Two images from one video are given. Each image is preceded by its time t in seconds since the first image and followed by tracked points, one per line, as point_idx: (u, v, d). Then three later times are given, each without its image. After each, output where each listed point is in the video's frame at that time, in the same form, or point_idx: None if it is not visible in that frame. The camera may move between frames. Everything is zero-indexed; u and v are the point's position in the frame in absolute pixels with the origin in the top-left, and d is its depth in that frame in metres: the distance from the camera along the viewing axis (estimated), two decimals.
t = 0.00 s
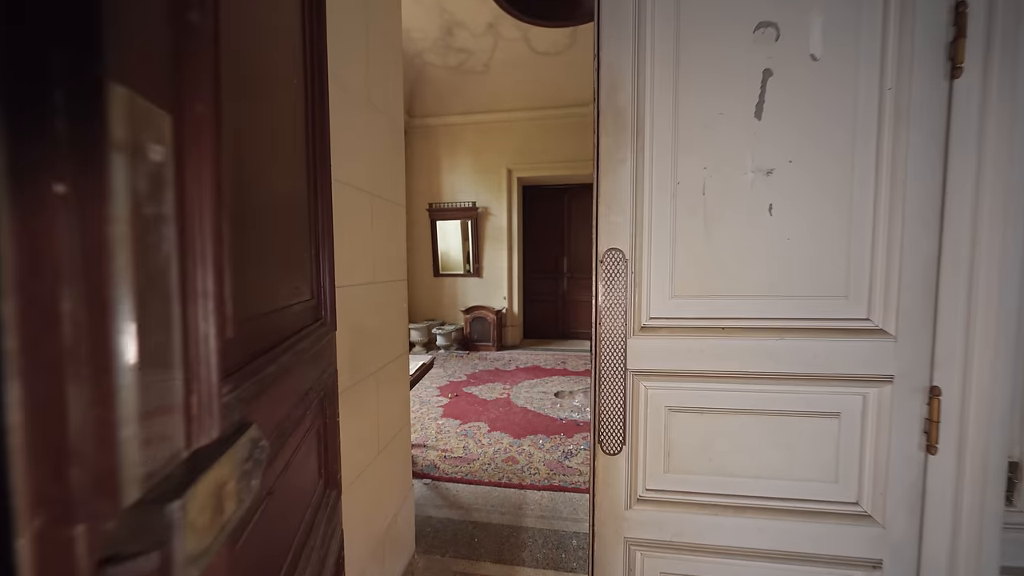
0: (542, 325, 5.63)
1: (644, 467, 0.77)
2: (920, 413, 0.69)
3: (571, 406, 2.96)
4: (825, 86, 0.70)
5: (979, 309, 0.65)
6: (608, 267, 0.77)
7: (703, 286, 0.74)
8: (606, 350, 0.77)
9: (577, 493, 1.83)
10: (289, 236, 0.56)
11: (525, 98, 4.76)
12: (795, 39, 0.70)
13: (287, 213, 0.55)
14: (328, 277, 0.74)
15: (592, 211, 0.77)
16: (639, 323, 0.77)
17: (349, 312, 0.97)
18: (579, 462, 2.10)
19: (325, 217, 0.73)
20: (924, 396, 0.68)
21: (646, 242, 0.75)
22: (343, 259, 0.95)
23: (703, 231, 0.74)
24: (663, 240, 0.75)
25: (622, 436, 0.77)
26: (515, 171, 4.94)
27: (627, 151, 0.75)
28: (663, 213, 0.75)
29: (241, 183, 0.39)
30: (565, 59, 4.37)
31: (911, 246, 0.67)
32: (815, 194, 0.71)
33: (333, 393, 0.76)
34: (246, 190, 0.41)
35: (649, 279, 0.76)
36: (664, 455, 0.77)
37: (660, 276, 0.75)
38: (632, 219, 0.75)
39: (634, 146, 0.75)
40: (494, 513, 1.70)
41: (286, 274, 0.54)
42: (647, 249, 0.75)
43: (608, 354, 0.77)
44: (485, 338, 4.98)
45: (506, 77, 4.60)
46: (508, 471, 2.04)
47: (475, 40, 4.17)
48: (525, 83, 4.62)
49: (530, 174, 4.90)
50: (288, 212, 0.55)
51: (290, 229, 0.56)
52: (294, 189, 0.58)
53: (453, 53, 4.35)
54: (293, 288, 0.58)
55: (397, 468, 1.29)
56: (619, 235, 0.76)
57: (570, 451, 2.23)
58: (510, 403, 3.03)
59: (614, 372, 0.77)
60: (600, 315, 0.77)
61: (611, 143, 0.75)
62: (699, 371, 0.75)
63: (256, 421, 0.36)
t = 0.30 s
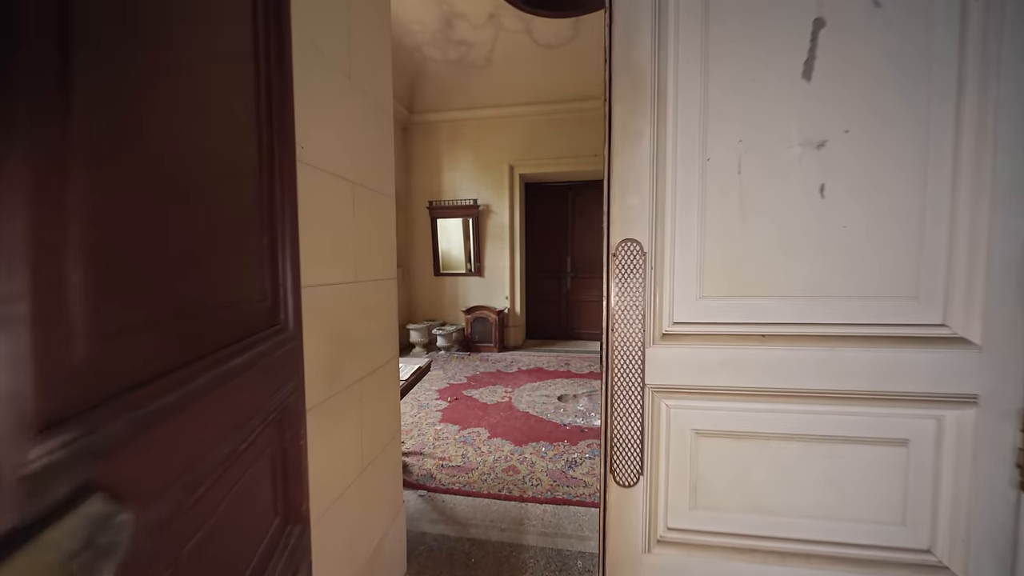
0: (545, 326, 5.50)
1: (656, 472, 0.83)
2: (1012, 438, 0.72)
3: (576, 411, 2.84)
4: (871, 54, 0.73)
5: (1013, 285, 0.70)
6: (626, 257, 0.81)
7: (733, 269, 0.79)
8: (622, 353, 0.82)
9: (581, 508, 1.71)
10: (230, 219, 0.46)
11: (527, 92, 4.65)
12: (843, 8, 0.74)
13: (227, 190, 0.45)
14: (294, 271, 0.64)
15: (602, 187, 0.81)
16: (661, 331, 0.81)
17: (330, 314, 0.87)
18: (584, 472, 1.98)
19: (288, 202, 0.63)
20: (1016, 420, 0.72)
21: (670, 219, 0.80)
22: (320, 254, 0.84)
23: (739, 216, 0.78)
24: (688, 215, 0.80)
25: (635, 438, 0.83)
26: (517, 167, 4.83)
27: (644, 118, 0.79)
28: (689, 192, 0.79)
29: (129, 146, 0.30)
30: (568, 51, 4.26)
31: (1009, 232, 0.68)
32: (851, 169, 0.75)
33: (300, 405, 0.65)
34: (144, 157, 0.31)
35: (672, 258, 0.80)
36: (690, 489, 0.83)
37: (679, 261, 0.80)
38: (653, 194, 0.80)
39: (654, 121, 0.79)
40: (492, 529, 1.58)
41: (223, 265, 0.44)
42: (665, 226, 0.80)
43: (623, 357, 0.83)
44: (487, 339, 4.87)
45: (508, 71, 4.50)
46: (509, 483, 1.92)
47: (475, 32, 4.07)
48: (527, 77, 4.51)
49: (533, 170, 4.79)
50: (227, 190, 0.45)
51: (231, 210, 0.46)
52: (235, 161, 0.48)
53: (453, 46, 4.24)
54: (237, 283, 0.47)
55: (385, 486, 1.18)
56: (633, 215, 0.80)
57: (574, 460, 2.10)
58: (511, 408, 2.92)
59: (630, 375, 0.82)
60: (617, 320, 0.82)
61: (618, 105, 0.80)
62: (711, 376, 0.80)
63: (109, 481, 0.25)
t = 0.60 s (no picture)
0: (556, 328, 5.36)
1: (690, 497, 0.79)
2: None
3: (588, 419, 2.68)
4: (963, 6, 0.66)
5: None
6: (659, 251, 0.77)
7: (789, 260, 0.73)
8: (651, 361, 0.79)
9: (593, 530, 1.57)
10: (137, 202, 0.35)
11: (537, 87, 4.51)
12: None
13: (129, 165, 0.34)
14: (246, 269, 0.53)
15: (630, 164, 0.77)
16: (701, 355, 0.77)
17: (298, 321, 0.77)
18: (596, 489, 1.84)
19: (236, 186, 0.52)
20: None
21: (713, 200, 0.75)
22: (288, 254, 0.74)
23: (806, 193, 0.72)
24: (737, 192, 0.74)
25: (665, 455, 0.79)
26: (527, 164, 4.69)
27: (681, 77, 0.75)
28: (739, 167, 0.74)
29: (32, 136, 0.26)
30: (580, 43, 4.10)
31: None
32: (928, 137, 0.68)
33: (257, 429, 0.55)
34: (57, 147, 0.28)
35: (719, 247, 0.75)
36: (742, 555, 0.78)
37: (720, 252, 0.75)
38: (692, 172, 0.76)
39: (693, 90, 0.75)
40: (496, 553, 1.46)
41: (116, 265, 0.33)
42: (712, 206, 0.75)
43: (654, 367, 0.79)
44: (496, 340, 4.75)
45: (518, 65, 4.37)
46: (516, 499, 1.79)
47: (484, 25, 3.95)
48: (538, 71, 4.38)
49: (543, 167, 4.65)
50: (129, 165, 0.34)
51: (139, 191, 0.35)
52: (147, 131, 0.37)
53: (462, 40, 4.14)
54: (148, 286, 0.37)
55: (375, 511, 1.06)
56: (664, 198, 0.76)
57: (586, 474, 1.96)
58: (520, 414, 2.79)
59: (662, 386, 0.78)
60: (649, 328, 0.79)
61: (644, 63, 0.76)
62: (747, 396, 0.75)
63: None
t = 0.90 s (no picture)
0: (573, 330, 5.23)
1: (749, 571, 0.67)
2: None
3: (606, 427, 2.57)
4: None
5: None
6: (714, 256, 0.64)
7: (890, 258, 0.60)
8: (703, 391, 0.66)
9: (613, 553, 1.46)
10: (49, 199, 0.28)
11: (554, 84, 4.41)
12: None
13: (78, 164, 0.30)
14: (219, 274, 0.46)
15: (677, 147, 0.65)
16: (769, 395, 0.65)
17: (293, 333, 0.70)
18: (616, 506, 1.72)
19: (206, 179, 0.45)
20: None
21: (786, 185, 0.62)
22: (279, 258, 0.67)
23: (914, 173, 0.58)
24: (817, 174, 0.61)
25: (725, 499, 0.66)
26: (544, 163, 4.59)
27: (742, 32, 0.61)
28: (819, 145, 0.61)
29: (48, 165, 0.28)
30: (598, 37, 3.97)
31: None
32: None
33: (231, 459, 0.48)
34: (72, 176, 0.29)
35: (794, 243, 0.62)
36: None
37: (793, 250, 0.62)
38: (759, 152, 0.63)
39: (754, 51, 0.61)
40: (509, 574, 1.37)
41: (19, 270, 0.26)
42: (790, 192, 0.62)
43: (705, 397, 0.66)
44: (512, 343, 4.66)
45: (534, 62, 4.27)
46: (530, 514, 1.69)
47: (500, 22, 3.87)
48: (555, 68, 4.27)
49: (560, 166, 4.54)
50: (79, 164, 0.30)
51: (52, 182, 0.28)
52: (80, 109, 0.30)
53: (477, 38, 4.07)
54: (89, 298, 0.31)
55: (377, 532, 0.99)
56: (723, 188, 0.64)
57: (605, 489, 1.85)
58: (535, 421, 2.69)
59: (716, 421, 0.66)
60: (698, 354, 0.66)
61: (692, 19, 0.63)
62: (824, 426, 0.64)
63: None
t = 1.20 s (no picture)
0: (597, 332, 5.13)
1: None
2: None
3: (633, 434, 2.47)
4: None
5: None
6: (791, 256, 0.59)
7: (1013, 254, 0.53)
8: (772, 404, 0.61)
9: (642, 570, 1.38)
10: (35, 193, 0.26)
11: (579, 81, 4.32)
12: None
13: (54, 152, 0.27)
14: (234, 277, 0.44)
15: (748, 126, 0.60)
16: (862, 428, 0.59)
17: (313, 336, 0.68)
18: (645, 519, 1.64)
19: (220, 178, 0.43)
20: None
21: (888, 172, 0.56)
22: (299, 259, 0.65)
23: None
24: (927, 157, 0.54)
25: (797, 523, 0.61)
26: (568, 162, 4.52)
27: None
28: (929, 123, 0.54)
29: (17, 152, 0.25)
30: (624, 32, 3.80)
31: None
32: None
33: (247, 471, 0.46)
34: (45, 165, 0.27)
35: (896, 238, 0.56)
36: None
37: (900, 247, 0.56)
38: (852, 133, 0.56)
39: (849, 17, 0.55)
40: None
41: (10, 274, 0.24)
42: (895, 179, 0.55)
43: (774, 415, 0.61)
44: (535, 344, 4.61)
45: (559, 60, 4.20)
46: (554, 523, 1.64)
47: (524, 20, 3.81)
48: (580, 65, 4.18)
49: (584, 165, 4.45)
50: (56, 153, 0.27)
51: (37, 175, 0.26)
52: (76, 100, 0.29)
53: (501, 37, 4.03)
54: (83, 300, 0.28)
55: (398, 540, 0.96)
56: (802, 175, 0.58)
57: (633, 500, 1.77)
58: (559, 425, 2.63)
59: (786, 441, 0.61)
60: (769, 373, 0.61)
61: None
62: (907, 448, 0.58)
63: None
